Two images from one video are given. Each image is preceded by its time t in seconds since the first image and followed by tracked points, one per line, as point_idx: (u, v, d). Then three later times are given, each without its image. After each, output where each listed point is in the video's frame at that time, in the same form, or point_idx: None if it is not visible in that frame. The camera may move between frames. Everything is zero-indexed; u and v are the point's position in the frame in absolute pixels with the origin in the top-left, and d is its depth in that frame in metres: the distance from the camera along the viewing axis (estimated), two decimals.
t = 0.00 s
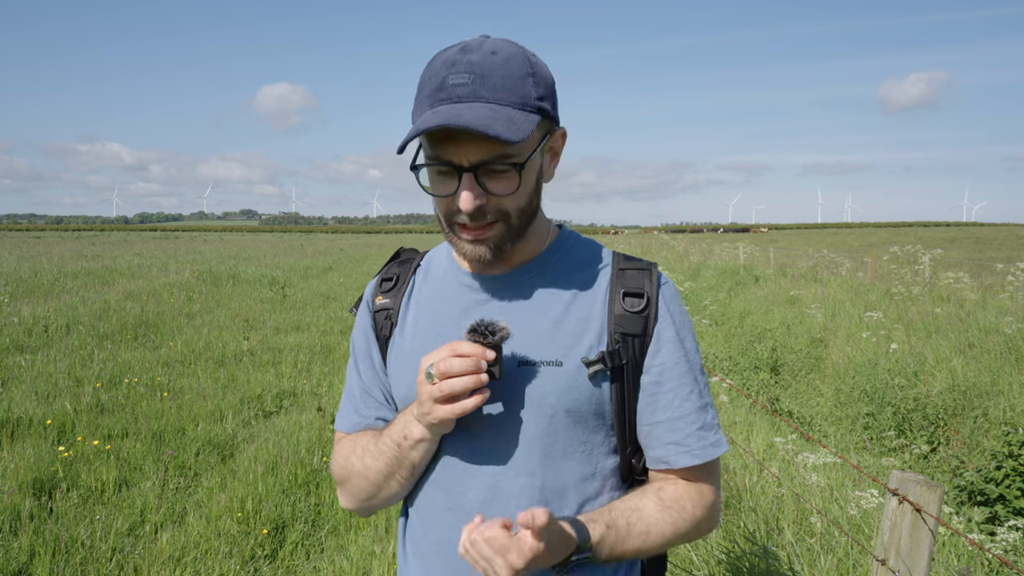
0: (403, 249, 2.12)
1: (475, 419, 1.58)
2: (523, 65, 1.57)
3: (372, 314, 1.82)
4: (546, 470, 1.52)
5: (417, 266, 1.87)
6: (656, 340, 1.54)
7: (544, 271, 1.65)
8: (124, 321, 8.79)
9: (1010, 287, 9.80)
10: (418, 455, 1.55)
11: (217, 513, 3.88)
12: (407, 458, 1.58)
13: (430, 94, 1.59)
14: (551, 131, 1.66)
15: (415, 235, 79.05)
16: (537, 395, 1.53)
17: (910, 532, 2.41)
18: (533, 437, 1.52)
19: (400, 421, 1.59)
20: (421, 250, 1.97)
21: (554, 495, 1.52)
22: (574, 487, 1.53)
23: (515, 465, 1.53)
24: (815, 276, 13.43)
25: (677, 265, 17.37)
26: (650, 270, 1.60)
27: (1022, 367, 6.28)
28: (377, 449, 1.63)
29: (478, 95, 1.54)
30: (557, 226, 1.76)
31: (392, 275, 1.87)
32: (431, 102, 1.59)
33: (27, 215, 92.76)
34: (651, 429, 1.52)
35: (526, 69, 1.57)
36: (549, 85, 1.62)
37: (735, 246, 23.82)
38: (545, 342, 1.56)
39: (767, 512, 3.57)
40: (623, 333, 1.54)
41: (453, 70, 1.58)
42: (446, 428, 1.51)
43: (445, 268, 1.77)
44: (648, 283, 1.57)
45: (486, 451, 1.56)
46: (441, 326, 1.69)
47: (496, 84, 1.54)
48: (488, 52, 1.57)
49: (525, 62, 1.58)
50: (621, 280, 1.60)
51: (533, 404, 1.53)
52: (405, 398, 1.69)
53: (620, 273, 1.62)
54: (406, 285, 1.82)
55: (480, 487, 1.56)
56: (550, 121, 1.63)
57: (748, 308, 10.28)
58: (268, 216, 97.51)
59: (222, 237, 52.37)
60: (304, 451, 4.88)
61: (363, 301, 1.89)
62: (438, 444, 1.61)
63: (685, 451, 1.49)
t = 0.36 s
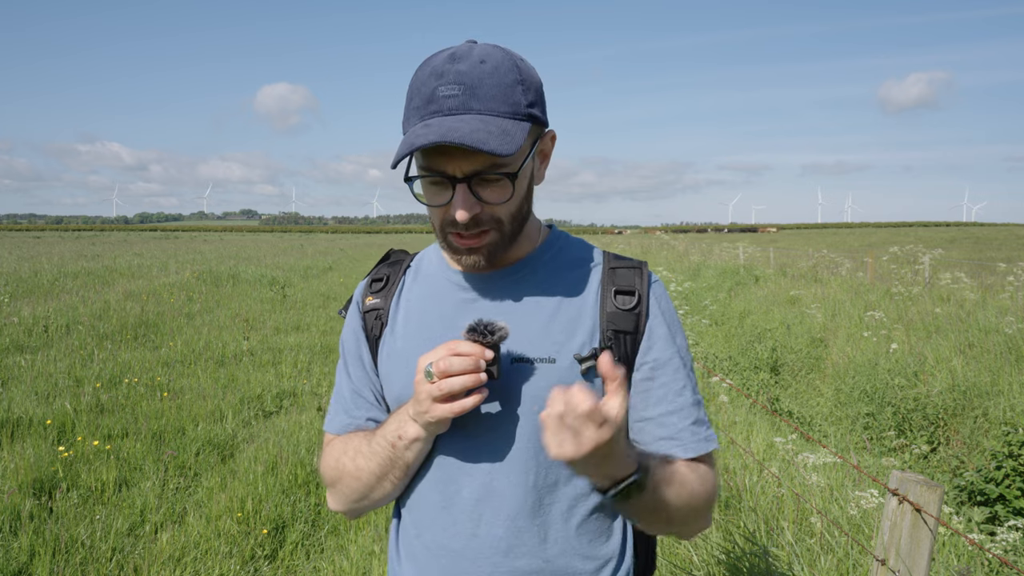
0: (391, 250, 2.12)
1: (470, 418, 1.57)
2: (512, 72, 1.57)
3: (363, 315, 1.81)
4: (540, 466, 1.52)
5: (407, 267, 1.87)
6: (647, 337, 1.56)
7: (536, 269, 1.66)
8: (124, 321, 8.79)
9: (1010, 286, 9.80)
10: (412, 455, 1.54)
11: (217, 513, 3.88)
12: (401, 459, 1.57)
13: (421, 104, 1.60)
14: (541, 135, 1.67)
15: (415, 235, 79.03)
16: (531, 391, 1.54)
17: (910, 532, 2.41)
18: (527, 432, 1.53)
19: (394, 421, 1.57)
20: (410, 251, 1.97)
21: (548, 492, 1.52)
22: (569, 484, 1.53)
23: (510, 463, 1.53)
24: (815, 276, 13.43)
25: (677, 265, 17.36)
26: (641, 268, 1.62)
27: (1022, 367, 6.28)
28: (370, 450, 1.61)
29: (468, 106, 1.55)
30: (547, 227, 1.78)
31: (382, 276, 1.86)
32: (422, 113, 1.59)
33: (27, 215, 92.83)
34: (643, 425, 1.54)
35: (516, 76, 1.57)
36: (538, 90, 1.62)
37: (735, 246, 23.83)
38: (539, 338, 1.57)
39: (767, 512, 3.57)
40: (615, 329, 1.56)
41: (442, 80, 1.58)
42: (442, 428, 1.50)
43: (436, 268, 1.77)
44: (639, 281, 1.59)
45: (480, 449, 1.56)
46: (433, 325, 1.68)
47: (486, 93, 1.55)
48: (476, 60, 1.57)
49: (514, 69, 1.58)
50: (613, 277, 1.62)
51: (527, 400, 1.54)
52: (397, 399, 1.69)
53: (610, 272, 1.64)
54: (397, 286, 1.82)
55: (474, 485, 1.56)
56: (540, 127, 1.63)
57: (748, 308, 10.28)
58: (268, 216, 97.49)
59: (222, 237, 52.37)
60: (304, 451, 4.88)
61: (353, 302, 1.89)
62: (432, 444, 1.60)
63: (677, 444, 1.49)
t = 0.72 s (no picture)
0: (389, 251, 2.12)
1: (469, 419, 1.58)
2: (514, 71, 1.57)
3: (359, 317, 1.82)
4: (542, 468, 1.52)
5: (403, 267, 1.87)
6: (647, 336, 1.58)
7: (536, 268, 1.67)
8: (124, 321, 8.78)
9: (1011, 287, 9.79)
10: (411, 457, 1.55)
11: (217, 513, 3.88)
12: (399, 460, 1.57)
13: (422, 102, 1.60)
14: (543, 136, 1.67)
15: (415, 235, 79.03)
16: (532, 393, 1.54)
17: (910, 532, 2.41)
18: (528, 434, 1.53)
19: (393, 423, 1.58)
20: (406, 253, 1.97)
21: (550, 494, 1.52)
22: (571, 486, 1.53)
23: (510, 464, 1.53)
24: (815, 276, 13.44)
25: (677, 265, 17.38)
26: (640, 268, 1.64)
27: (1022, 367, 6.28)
28: (368, 452, 1.62)
29: (469, 104, 1.54)
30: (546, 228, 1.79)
31: (378, 277, 1.86)
32: (424, 110, 1.59)
33: (27, 215, 92.87)
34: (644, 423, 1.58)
35: (518, 75, 1.57)
36: (541, 90, 1.62)
37: (735, 246, 23.85)
38: (540, 339, 1.58)
39: (767, 512, 3.58)
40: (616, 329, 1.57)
41: (445, 77, 1.58)
42: (443, 429, 1.51)
43: (433, 269, 1.78)
44: (639, 281, 1.61)
45: (480, 450, 1.56)
46: (431, 325, 1.69)
47: (488, 91, 1.55)
48: (479, 59, 1.57)
49: (516, 68, 1.58)
50: (612, 277, 1.64)
51: (528, 401, 1.54)
52: (394, 401, 1.69)
53: (610, 272, 1.65)
54: (393, 287, 1.82)
55: (474, 487, 1.56)
56: (542, 127, 1.63)
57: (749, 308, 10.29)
58: (268, 215, 97.48)
59: (222, 237, 52.37)
60: (304, 450, 4.88)
61: (349, 303, 1.89)
62: (432, 445, 1.60)
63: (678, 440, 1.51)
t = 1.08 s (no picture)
0: (394, 252, 2.12)
1: (475, 421, 1.58)
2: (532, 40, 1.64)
3: (364, 316, 1.82)
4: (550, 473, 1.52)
5: (409, 268, 1.88)
6: (654, 343, 1.55)
7: (542, 271, 1.66)
8: (124, 321, 8.79)
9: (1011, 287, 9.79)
10: (415, 459, 1.55)
11: (217, 513, 3.88)
12: (403, 463, 1.57)
13: (445, 64, 1.59)
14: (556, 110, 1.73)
15: (415, 234, 79.04)
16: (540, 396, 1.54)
17: (910, 532, 2.41)
18: (535, 438, 1.54)
19: (397, 425, 1.58)
20: (412, 253, 1.98)
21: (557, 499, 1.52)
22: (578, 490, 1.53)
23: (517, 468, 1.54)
24: (815, 276, 13.44)
25: (676, 265, 17.39)
26: (649, 274, 1.63)
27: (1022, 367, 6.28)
28: (372, 454, 1.62)
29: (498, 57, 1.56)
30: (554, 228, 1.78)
31: (384, 277, 1.87)
32: (449, 65, 1.57)
33: (27, 215, 92.92)
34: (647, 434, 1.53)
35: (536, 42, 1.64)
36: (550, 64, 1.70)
37: (735, 246, 23.86)
38: (546, 343, 1.58)
39: (767, 512, 3.58)
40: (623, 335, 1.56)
41: (465, 42, 1.60)
42: (448, 430, 1.51)
43: (439, 270, 1.78)
44: (647, 288, 1.60)
45: (485, 454, 1.57)
46: (435, 326, 1.68)
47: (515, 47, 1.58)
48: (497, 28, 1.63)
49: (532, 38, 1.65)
50: (621, 283, 1.62)
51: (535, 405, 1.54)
52: (399, 403, 1.70)
53: (619, 277, 1.64)
54: (399, 287, 1.82)
55: (480, 492, 1.56)
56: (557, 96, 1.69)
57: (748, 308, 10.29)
58: (268, 216, 97.45)
59: (222, 237, 52.38)
60: (304, 451, 4.88)
61: (355, 303, 1.90)
62: (437, 447, 1.61)
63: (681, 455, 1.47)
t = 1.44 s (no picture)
0: (412, 247, 2.12)
1: (488, 425, 1.58)
2: (546, 39, 1.61)
3: (381, 315, 1.82)
4: (564, 479, 1.51)
5: (427, 265, 1.87)
6: (677, 342, 1.53)
7: (560, 269, 1.66)
8: (124, 321, 8.79)
9: (1011, 287, 9.79)
10: (428, 462, 1.56)
11: (217, 513, 3.89)
12: (416, 465, 1.58)
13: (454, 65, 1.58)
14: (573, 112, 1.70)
15: (415, 234, 79.04)
16: (557, 399, 1.53)
17: (910, 532, 2.41)
18: (551, 443, 1.52)
19: (410, 427, 1.59)
20: (430, 250, 1.96)
21: (572, 506, 1.51)
22: (593, 496, 1.51)
23: (530, 472, 1.53)
24: (815, 276, 13.45)
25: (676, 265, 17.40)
26: (673, 271, 1.61)
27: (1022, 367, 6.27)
28: (386, 456, 1.64)
29: (507, 60, 1.54)
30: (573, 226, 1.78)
31: (401, 275, 1.86)
32: (458, 69, 1.57)
33: (27, 215, 93.01)
34: (677, 435, 1.48)
35: (551, 42, 1.60)
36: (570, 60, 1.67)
37: (735, 246, 23.89)
38: (564, 345, 1.56)
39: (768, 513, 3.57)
40: (645, 335, 1.54)
41: (477, 41, 1.59)
42: (457, 435, 1.51)
43: (455, 267, 1.78)
44: (671, 285, 1.58)
45: (499, 459, 1.56)
46: (451, 326, 1.69)
47: (524, 50, 1.56)
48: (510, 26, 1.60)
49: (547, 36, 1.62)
50: (644, 281, 1.61)
51: (552, 408, 1.53)
52: (414, 404, 1.70)
53: (642, 274, 1.62)
54: (416, 286, 1.81)
55: (493, 497, 1.55)
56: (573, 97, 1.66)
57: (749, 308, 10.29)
58: (268, 216, 97.42)
59: (222, 237, 52.41)
60: (304, 450, 4.87)
61: (372, 300, 1.90)
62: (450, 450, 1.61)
63: (712, 455, 1.42)
